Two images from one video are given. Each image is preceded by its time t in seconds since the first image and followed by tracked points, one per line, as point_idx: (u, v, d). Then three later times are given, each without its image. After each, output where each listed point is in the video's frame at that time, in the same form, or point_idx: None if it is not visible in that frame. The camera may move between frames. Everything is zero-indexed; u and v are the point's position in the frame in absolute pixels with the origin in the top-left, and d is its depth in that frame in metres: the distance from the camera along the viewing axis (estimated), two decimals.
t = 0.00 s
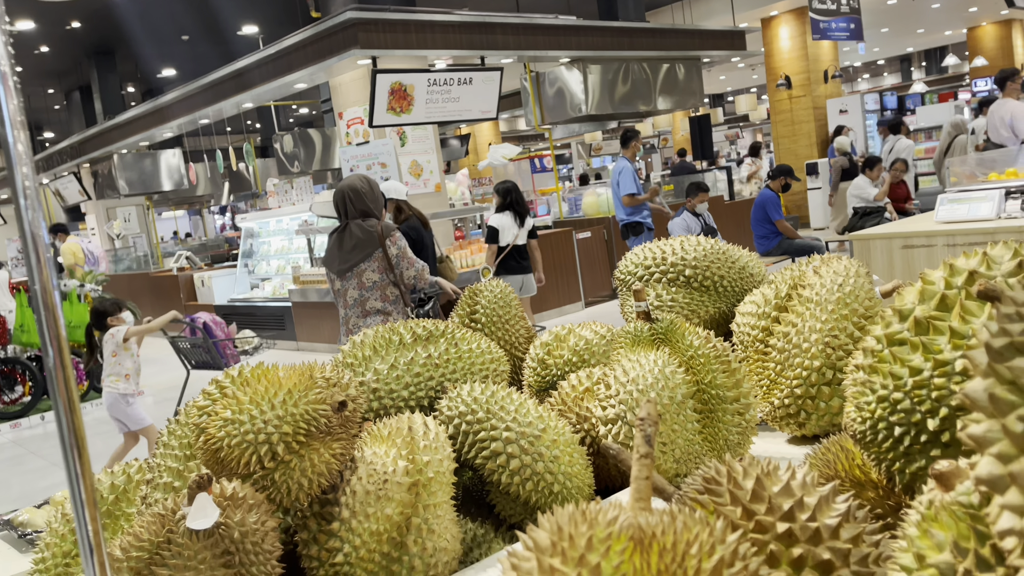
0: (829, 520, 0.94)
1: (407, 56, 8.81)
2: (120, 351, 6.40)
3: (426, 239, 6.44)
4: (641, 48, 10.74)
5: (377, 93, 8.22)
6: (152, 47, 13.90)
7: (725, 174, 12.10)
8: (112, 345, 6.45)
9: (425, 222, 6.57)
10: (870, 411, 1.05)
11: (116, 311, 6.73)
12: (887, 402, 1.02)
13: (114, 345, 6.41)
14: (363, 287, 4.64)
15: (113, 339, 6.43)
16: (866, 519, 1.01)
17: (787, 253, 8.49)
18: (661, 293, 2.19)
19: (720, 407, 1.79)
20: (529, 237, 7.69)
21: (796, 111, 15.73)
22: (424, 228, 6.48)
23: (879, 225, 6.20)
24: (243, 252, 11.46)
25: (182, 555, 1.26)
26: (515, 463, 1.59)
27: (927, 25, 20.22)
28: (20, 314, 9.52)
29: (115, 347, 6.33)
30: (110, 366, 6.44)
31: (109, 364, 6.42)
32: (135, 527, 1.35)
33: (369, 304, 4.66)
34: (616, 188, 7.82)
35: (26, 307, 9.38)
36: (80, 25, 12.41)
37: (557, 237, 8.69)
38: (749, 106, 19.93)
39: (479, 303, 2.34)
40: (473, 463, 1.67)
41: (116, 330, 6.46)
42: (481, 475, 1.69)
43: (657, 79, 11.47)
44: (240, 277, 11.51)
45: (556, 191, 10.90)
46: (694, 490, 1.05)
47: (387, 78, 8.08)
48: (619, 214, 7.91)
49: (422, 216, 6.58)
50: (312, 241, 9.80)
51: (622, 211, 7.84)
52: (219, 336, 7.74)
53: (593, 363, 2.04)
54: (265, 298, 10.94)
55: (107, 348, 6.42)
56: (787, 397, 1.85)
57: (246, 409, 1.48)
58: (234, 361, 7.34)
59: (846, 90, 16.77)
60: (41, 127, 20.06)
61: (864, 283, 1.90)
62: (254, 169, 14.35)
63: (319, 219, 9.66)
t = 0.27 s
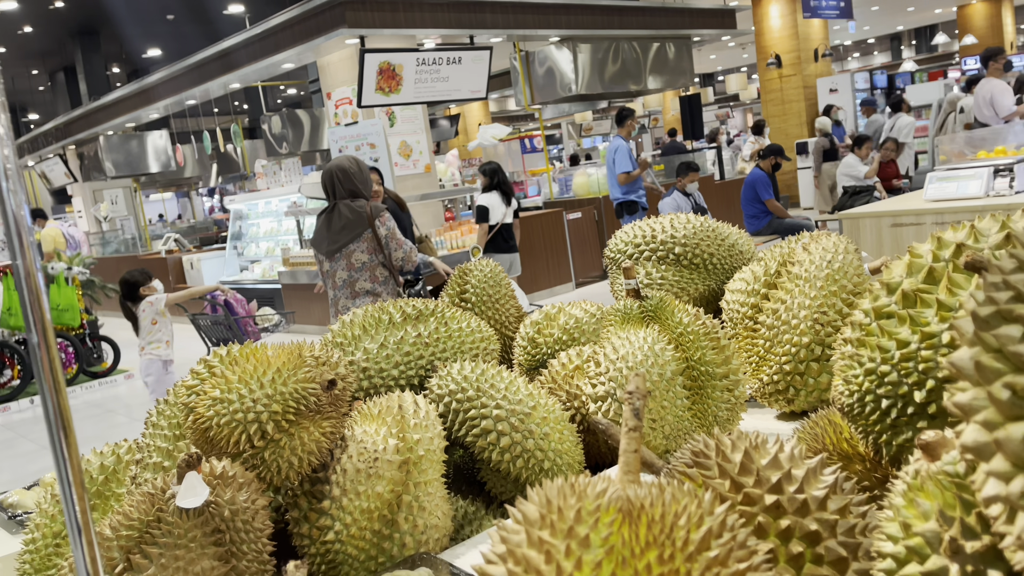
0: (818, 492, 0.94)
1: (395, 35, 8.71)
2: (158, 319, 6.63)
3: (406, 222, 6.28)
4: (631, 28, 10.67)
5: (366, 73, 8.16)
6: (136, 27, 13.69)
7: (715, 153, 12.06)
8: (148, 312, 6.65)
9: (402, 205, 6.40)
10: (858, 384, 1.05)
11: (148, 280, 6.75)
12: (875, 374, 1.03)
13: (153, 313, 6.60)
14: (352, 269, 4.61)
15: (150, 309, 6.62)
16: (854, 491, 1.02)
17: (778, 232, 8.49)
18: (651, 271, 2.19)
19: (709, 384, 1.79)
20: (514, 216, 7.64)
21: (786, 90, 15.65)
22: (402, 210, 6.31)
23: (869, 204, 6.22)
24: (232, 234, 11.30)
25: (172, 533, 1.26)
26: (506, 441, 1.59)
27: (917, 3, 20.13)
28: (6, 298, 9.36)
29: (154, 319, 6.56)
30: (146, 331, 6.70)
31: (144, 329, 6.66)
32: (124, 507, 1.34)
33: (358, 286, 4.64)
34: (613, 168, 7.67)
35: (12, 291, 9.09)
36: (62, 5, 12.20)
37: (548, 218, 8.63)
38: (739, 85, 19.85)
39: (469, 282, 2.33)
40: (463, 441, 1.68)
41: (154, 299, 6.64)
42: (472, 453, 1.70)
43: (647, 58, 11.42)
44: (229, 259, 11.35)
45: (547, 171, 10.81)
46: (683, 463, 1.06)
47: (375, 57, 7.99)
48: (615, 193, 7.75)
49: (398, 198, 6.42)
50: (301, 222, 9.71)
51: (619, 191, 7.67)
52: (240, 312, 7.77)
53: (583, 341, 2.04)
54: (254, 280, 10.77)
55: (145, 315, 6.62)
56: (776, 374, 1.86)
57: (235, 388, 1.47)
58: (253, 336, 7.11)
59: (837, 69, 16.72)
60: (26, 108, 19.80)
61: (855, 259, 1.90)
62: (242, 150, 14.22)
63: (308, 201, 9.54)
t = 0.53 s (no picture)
0: (804, 463, 0.95)
1: (382, 14, 8.60)
2: (194, 300, 6.42)
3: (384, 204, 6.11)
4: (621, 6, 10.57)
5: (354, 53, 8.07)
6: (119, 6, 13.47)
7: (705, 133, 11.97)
8: (183, 293, 6.42)
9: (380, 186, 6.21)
10: (845, 356, 1.06)
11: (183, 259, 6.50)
12: (862, 346, 1.03)
13: (188, 293, 6.40)
14: (340, 250, 4.55)
15: (186, 291, 6.41)
16: (840, 463, 1.02)
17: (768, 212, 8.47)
18: (640, 248, 2.19)
19: (697, 360, 1.80)
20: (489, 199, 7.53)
21: (775, 69, 15.51)
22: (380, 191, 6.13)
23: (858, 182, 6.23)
24: (220, 216, 11.17)
25: (160, 512, 1.25)
26: (495, 418, 1.59)
27: None
28: None
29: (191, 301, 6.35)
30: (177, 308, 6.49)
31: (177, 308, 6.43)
32: (112, 486, 1.33)
33: (347, 267, 4.58)
34: (603, 148, 7.65)
35: None
36: None
37: (537, 199, 8.57)
38: (729, 65, 19.72)
39: (458, 261, 2.32)
40: (453, 418, 1.68)
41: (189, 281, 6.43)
42: (462, 430, 1.70)
43: (637, 37, 11.34)
44: (218, 242, 11.16)
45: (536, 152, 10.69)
46: (671, 437, 1.07)
47: (363, 36, 7.89)
48: (606, 171, 7.69)
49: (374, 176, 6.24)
50: (290, 204, 9.64)
51: (608, 171, 7.59)
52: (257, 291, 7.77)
53: (572, 319, 2.04)
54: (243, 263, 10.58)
55: (180, 296, 6.40)
56: (764, 350, 1.87)
57: (222, 366, 1.46)
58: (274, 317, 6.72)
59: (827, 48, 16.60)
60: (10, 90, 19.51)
61: (843, 234, 1.89)
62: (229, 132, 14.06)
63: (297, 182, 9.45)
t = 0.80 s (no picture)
0: (790, 436, 0.95)
1: None
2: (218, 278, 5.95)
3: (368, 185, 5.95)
4: None
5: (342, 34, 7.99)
6: None
7: (696, 115, 11.83)
8: (206, 268, 5.94)
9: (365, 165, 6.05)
10: (832, 330, 1.06)
11: (207, 231, 5.97)
12: (849, 319, 1.03)
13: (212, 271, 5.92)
14: (328, 233, 4.45)
15: (210, 267, 5.93)
16: (826, 436, 1.03)
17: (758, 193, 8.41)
18: (629, 228, 2.19)
19: (686, 338, 1.81)
20: (464, 183, 7.34)
21: (766, 50, 15.38)
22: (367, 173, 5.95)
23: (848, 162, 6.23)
24: (209, 199, 10.92)
25: (148, 491, 1.25)
26: (485, 397, 1.59)
27: None
28: None
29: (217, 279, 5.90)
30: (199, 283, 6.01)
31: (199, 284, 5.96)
32: (100, 465, 1.32)
33: (335, 250, 4.49)
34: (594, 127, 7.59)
35: None
36: None
37: (527, 181, 8.51)
38: (721, 46, 19.56)
39: (447, 242, 2.30)
40: (443, 398, 1.68)
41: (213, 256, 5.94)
42: (452, 410, 1.70)
43: (628, 18, 11.20)
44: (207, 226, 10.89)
45: (527, 134, 10.57)
46: (658, 412, 1.07)
47: (351, 17, 7.82)
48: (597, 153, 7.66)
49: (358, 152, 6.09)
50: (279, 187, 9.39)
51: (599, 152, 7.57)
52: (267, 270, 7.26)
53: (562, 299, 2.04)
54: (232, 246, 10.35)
55: (204, 272, 5.92)
56: (753, 328, 1.87)
57: (209, 346, 1.45)
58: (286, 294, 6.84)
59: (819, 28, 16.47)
60: None
61: (832, 212, 1.89)
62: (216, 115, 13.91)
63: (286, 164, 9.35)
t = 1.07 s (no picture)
0: (777, 414, 0.95)
1: None
2: (234, 264, 5.87)
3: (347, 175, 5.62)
4: None
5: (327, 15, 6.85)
6: None
7: (686, 99, 11.79)
8: (222, 254, 5.86)
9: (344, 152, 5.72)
10: (819, 307, 1.07)
11: (222, 217, 5.92)
12: (835, 298, 1.04)
13: (229, 257, 5.85)
14: (316, 218, 4.21)
15: (226, 252, 5.86)
16: (812, 413, 1.04)
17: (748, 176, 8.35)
18: (619, 210, 2.19)
19: (675, 320, 1.81)
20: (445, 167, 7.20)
21: (757, 34, 15.26)
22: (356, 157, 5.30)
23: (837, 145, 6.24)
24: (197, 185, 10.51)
25: (137, 474, 1.24)
26: (475, 379, 1.59)
27: None
28: None
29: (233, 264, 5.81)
30: (213, 270, 5.92)
31: (214, 270, 5.87)
32: (88, 448, 1.31)
33: (323, 236, 4.25)
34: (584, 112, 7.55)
35: None
36: None
37: (518, 166, 8.43)
38: (712, 30, 19.33)
39: (436, 225, 2.30)
40: (433, 381, 1.68)
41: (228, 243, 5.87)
42: (441, 392, 1.70)
43: None
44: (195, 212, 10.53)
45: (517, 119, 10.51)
46: (646, 390, 1.08)
47: None
48: (586, 137, 7.63)
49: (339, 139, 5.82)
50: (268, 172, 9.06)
51: (589, 136, 7.54)
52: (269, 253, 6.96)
53: (551, 282, 2.03)
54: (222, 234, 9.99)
55: (219, 258, 5.84)
56: (742, 310, 1.88)
57: (196, 328, 1.43)
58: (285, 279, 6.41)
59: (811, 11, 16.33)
60: None
61: (821, 194, 1.88)
62: (203, 99, 13.74)
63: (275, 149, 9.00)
